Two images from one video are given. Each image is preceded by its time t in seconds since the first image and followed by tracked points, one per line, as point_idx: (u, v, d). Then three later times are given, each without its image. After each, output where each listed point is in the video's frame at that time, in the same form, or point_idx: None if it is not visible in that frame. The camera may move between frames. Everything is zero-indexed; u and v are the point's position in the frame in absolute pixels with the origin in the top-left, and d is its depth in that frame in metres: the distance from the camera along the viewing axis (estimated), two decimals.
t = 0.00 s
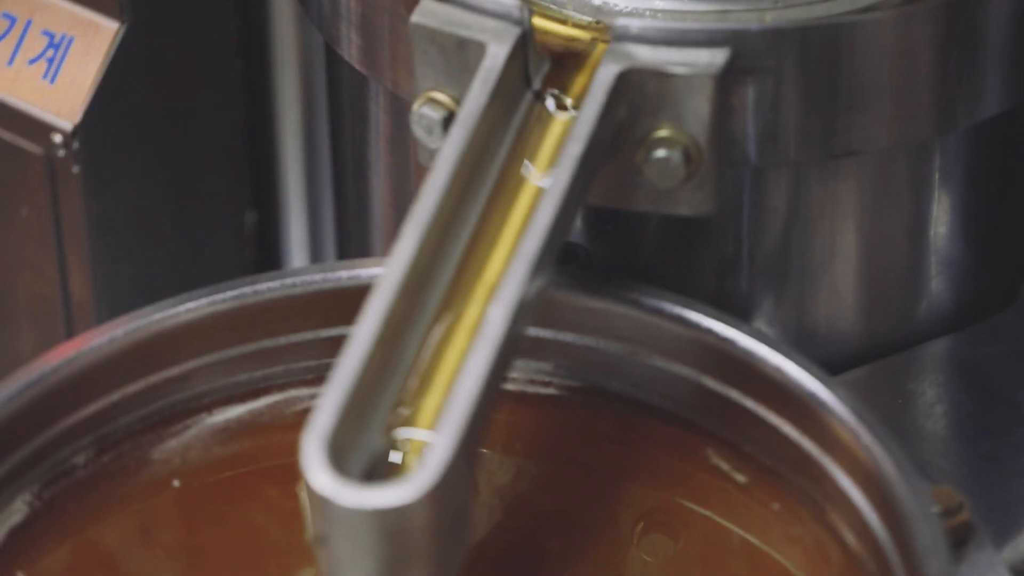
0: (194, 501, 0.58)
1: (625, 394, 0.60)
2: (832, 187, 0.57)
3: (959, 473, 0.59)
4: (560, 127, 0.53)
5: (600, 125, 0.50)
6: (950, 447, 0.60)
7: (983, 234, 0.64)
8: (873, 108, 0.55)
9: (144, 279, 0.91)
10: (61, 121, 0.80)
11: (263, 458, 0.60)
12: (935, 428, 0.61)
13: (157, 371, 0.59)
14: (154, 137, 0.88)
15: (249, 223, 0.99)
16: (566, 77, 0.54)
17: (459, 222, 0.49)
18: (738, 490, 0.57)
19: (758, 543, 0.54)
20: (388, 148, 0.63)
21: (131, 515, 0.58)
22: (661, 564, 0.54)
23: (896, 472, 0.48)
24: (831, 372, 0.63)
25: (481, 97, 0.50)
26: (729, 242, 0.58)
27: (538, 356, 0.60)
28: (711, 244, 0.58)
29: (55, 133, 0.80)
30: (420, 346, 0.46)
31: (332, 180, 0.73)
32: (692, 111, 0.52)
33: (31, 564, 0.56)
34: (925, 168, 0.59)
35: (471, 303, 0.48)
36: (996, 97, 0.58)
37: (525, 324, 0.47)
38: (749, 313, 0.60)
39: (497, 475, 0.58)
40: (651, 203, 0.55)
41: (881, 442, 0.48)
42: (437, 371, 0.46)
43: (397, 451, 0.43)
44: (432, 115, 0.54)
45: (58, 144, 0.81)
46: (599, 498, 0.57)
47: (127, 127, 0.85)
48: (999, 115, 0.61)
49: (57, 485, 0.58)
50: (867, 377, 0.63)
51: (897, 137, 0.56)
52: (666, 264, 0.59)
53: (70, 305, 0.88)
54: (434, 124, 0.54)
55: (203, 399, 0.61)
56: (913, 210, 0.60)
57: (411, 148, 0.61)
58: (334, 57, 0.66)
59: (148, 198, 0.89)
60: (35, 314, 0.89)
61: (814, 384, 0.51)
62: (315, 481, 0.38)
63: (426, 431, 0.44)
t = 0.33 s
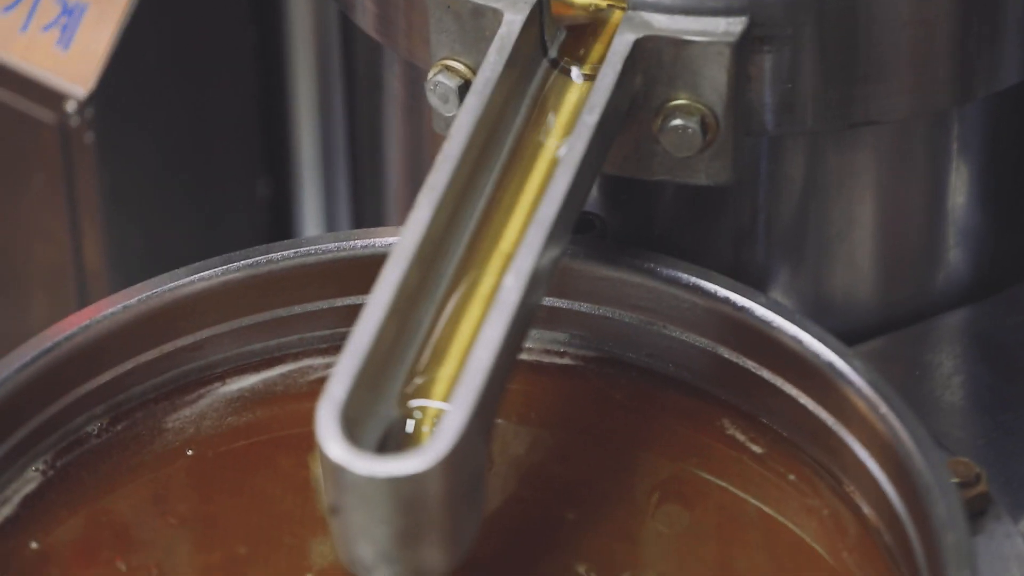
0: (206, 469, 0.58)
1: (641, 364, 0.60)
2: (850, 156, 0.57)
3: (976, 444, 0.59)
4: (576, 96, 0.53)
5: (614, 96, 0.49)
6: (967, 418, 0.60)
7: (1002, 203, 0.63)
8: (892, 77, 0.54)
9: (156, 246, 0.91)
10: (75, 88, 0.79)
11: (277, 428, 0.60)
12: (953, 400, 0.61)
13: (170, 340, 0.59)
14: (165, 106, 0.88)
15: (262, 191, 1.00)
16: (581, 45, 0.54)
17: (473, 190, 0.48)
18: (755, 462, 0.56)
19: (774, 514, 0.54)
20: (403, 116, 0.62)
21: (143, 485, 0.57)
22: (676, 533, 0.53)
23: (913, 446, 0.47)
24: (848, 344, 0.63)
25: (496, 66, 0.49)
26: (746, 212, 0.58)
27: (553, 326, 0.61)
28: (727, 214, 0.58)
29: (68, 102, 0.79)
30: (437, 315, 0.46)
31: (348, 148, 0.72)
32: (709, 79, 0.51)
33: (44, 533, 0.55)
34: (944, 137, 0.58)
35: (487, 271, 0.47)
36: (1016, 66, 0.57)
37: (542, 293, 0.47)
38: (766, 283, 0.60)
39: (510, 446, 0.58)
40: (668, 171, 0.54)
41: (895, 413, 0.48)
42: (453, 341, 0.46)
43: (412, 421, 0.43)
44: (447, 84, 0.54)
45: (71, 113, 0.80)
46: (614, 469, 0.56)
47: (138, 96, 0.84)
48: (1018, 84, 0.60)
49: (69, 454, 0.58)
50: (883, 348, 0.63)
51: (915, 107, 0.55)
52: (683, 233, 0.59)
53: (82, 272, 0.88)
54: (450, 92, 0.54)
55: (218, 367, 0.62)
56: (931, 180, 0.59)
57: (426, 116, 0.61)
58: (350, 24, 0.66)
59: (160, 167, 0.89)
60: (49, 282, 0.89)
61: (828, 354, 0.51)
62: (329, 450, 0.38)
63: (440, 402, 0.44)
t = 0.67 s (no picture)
0: (218, 441, 0.57)
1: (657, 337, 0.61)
2: (865, 127, 0.56)
3: (992, 417, 0.59)
4: (589, 68, 0.52)
5: (628, 67, 0.49)
6: (983, 389, 0.60)
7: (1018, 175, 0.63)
8: (908, 48, 0.53)
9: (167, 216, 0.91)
10: (89, 57, 0.79)
11: (290, 399, 0.60)
12: (968, 370, 0.61)
13: (183, 311, 0.60)
14: (176, 77, 0.87)
15: (273, 161, 1.01)
16: (595, 15, 0.54)
17: (486, 161, 0.48)
18: (770, 434, 0.56)
19: (788, 486, 0.54)
20: (417, 87, 0.62)
21: (154, 456, 0.57)
22: (691, 506, 0.53)
23: (929, 418, 0.46)
24: (864, 316, 0.63)
25: (510, 37, 0.49)
26: (760, 183, 0.57)
27: (566, 297, 0.61)
28: (742, 184, 0.57)
29: (82, 72, 0.79)
30: (450, 286, 0.46)
31: (362, 118, 0.72)
32: (725, 50, 0.51)
33: (56, 504, 0.55)
34: (960, 108, 0.58)
35: (500, 243, 0.47)
36: None
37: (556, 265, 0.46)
38: (781, 255, 0.60)
39: (523, 418, 0.58)
40: (683, 142, 0.54)
41: (910, 385, 0.48)
42: (467, 313, 0.45)
43: (425, 395, 0.43)
44: (461, 54, 0.53)
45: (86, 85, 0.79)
46: (629, 441, 0.56)
47: (148, 68, 0.84)
48: None
49: (81, 425, 0.58)
50: (899, 320, 0.63)
51: (931, 78, 0.55)
52: (698, 204, 0.59)
53: (94, 243, 0.88)
54: (463, 62, 0.53)
55: (231, 338, 0.62)
56: (948, 151, 0.59)
57: (440, 87, 0.61)
58: None
59: (171, 139, 0.89)
60: (61, 253, 0.89)
61: (844, 326, 0.51)
62: (343, 421, 0.38)
63: (453, 373, 0.44)
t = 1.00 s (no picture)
0: (229, 413, 0.58)
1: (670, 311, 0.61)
2: (879, 101, 0.56)
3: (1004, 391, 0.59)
4: (602, 41, 0.52)
5: (641, 39, 0.49)
6: (995, 363, 0.60)
7: None
8: (922, 21, 0.53)
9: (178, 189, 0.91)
10: (100, 31, 0.80)
11: (302, 372, 0.60)
12: (981, 345, 0.61)
13: (193, 284, 0.60)
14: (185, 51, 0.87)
15: (285, 135, 1.01)
16: None
17: (498, 134, 0.48)
18: (782, 409, 0.56)
19: (800, 460, 0.54)
20: (429, 61, 0.62)
21: (165, 429, 0.57)
22: (702, 480, 0.53)
23: (941, 392, 0.46)
24: (877, 290, 0.63)
25: (522, 10, 0.49)
26: (773, 156, 0.57)
27: (578, 270, 0.62)
28: (756, 157, 0.57)
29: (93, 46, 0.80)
30: (463, 259, 0.46)
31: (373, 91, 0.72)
32: (737, 23, 0.51)
33: (67, 476, 0.55)
34: (973, 81, 0.58)
35: (512, 217, 0.47)
36: None
37: (568, 238, 0.46)
38: (794, 229, 0.59)
39: (535, 392, 0.57)
40: (696, 117, 0.54)
41: (923, 359, 0.48)
42: (480, 285, 0.45)
43: (437, 370, 0.43)
44: (473, 27, 0.53)
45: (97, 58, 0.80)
46: (641, 414, 0.56)
47: (157, 41, 0.84)
48: None
49: (93, 398, 0.58)
50: (911, 295, 0.63)
51: (945, 53, 0.54)
52: (710, 177, 0.59)
53: (105, 216, 0.88)
54: (475, 35, 0.53)
55: (241, 311, 0.62)
56: (962, 124, 0.59)
57: (452, 61, 0.60)
58: None
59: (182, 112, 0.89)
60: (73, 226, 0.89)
61: (858, 301, 0.50)
62: (354, 394, 0.38)
63: (464, 347, 0.44)
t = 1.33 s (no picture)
0: (240, 390, 0.58)
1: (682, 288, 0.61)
2: (893, 78, 0.56)
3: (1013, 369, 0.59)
4: (615, 17, 0.51)
5: (654, 16, 0.49)
6: (1005, 342, 0.60)
7: None
8: None
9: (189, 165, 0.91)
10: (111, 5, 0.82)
11: (314, 349, 0.60)
12: (993, 325, 0.61)
13: (204, 260, 0.60)
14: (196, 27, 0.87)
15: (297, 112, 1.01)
16: None
17: (510, 111, 0.48)
18: (794, 387, 0.56)
19: (811, 438, 0.54)
20: (441, 38, 0.62)
21: (177, 405, 0.57)
22: (713, 457, 0.53)
23: (954, 370, 0.46)
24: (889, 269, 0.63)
25: None
26: (787, 133, 0.57)
27: (590, 248, 0.62)
28: (768, 134, 0.57)
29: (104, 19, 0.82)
30: (475, 237, 0.46)
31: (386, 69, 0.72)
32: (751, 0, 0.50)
33: (79, 452, 0.55)
34: (986, 59, 0.58)
35: (524, 194, 0.47)
36: None
37: (580, 214, 0.46)
38: (807, 206, 0.59)
39: (546, 369, 0.58)
40: (709, 95, 0.54)
41: (936, 338, 0.47)
42: (492, 261, 0.45)
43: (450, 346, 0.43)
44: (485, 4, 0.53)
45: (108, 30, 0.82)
46: (652, 392, 0.56)
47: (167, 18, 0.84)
48: None
49: (105, 373, 0.59)
50: (923, 272, 0.63)
51: (959, 30, 0.54)
52: (722, 154, 0.58)
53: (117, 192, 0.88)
54: (487, 12, 0.53)
55: (252, 287, 0.63)
56: (975, 102, 0.58)
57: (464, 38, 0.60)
58: None
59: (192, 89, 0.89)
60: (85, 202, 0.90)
61: (872, 279, 0.50)
62: (365, 370, 0.38)
63: (476, 324, 0.43)
